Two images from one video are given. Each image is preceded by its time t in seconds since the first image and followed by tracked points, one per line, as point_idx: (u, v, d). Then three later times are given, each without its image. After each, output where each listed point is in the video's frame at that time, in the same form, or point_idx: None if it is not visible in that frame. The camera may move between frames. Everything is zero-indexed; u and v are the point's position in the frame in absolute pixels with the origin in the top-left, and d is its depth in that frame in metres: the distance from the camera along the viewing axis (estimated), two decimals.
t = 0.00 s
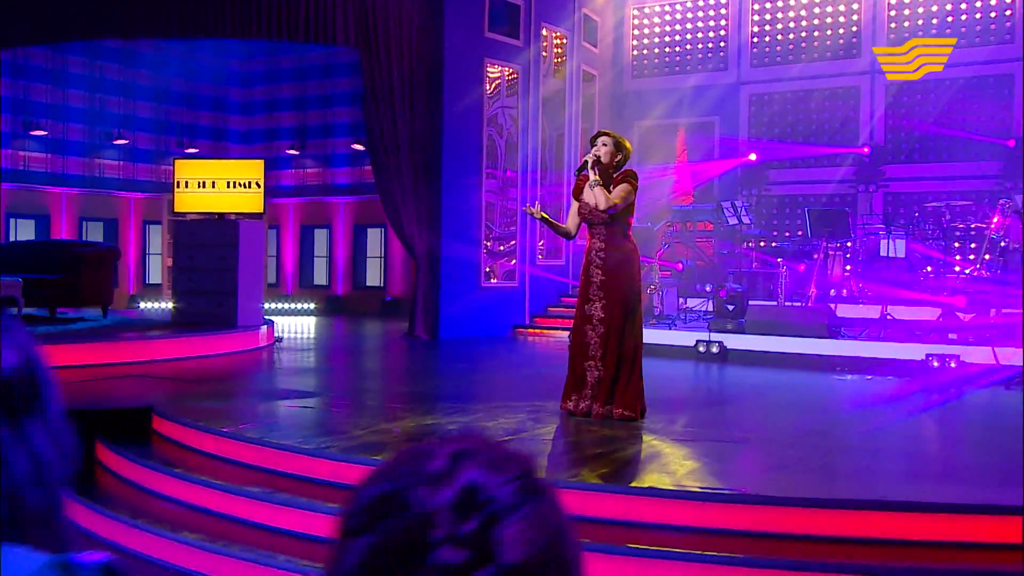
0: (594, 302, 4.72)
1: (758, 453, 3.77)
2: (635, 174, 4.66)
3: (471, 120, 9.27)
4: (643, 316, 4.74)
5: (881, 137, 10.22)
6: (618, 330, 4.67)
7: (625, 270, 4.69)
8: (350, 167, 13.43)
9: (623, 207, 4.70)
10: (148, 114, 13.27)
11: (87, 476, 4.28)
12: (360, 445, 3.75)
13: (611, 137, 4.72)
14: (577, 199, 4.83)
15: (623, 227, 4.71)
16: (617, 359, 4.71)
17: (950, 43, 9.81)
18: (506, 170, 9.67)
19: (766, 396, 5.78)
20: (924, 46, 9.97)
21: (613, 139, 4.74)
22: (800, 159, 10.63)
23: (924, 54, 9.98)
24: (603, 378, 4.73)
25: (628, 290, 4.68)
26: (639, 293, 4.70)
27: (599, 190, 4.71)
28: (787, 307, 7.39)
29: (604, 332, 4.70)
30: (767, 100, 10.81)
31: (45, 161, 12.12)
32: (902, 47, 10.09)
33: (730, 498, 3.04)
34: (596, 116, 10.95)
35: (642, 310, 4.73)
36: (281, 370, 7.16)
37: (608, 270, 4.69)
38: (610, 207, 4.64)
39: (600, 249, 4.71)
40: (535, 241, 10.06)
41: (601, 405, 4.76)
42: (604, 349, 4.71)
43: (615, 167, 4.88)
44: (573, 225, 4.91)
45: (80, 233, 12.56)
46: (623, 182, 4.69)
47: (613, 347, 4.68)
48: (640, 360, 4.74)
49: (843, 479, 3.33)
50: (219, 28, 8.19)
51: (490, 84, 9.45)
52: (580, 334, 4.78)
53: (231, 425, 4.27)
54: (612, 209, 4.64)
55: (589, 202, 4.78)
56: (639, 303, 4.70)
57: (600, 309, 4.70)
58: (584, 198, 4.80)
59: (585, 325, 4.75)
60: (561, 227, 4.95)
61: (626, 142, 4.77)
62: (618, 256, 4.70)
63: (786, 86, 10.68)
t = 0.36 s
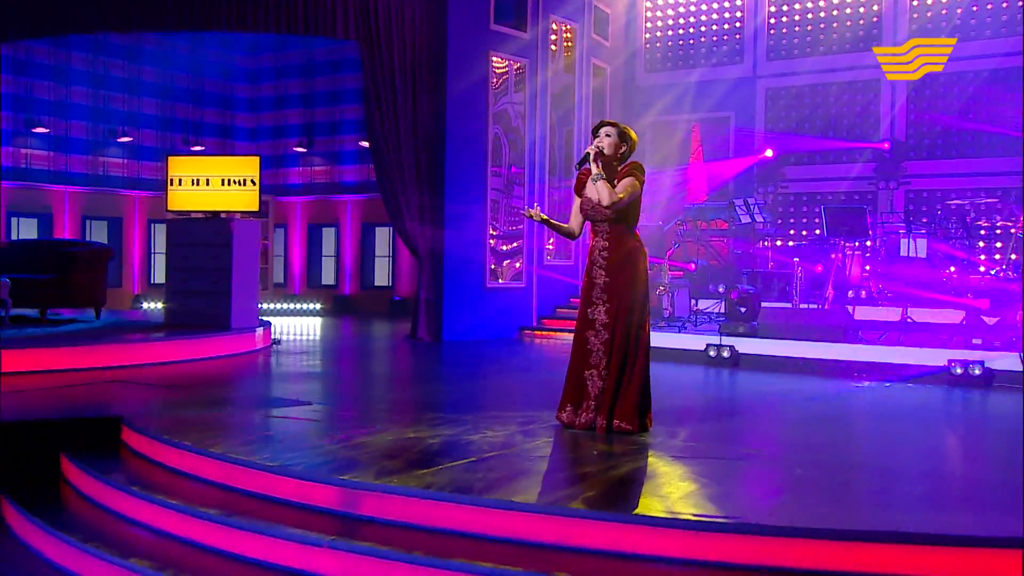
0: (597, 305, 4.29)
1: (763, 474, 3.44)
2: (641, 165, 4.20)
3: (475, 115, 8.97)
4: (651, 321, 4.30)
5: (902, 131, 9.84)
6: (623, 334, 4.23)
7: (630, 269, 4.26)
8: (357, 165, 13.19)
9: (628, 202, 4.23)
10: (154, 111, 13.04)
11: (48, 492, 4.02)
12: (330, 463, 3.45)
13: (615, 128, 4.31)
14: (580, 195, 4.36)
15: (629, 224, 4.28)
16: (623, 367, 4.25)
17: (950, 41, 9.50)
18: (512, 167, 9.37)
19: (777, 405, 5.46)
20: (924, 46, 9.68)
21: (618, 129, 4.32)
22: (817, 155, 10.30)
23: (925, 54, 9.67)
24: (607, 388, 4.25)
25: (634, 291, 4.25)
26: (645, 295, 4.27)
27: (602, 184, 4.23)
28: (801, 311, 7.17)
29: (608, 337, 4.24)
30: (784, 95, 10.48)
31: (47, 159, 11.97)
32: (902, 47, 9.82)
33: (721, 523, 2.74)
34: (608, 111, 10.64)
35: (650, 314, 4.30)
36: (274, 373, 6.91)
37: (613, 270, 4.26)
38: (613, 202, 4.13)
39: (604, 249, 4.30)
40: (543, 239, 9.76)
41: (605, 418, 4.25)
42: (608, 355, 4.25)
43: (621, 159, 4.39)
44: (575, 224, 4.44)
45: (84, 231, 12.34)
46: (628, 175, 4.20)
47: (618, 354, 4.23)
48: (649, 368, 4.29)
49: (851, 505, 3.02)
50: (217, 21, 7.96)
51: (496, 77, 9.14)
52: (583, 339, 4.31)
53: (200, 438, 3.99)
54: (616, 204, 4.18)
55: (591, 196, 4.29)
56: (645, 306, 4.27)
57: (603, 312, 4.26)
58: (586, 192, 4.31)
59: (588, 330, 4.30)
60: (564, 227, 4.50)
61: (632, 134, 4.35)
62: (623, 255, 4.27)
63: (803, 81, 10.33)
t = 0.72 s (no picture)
0: (586, 312, 3.92)
1: (760, 501, 3.13)
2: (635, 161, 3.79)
3: (471, 113, 8.64)
4: (645, 330, 3.91)
5: (915, 128, 9.50)
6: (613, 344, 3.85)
7: (622, 273, 3.87)
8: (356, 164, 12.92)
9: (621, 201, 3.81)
10: (149, 110, 12.71)
11: None
12: (286, 487, 3.15)
13: (605, 121, 3.88)
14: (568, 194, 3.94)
15: (622, 224, 3.88)
16: (613, 379, 3.87)
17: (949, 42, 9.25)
18: (511, 166, 9.07)
19: (782, 418, 5.14)
20: (924, 47, 9.39)
21: (608, 121, 3.89)
22: (827, 153, 9.98)
23: (925, 54, 9.39)
24: (596, 403, 3.86)
25: (625, 297, 3.87)
26: (639, 301, 3.88)
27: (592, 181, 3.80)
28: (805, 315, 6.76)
29: (597, 347, 3.86)
30: (792, 91, 10.15)
31: (38, 158, 11.72)
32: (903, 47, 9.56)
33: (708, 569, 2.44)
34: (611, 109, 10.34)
35: (645, 322, 3.90)
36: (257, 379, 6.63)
37: (602, 274, 3.88)
38: (605, 202, 3.73)
39: (594, 251, 3.92)
40: (542, 240, 9.46)
41: (593, 435, 3.84)
42: (597, 368, 3.87)
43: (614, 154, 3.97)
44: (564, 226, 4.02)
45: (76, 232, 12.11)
46: (621, 172, 3.79)
47: (607, 365, 3.85)
48: (643, 382, 3.89)
49: (856, 539, 2.71)
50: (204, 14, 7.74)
51: (494, 73, 8.82)
52: (571, 350, 3.94)
53: (155, 457, 3.69)
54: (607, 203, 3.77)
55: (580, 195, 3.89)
56: (639, 313, 3.88)
57: (592, 320, 3.88)
58: (575, 191, 3.91)
59: (576, 340, 3.93)
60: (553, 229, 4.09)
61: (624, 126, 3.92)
62: (615, 258, 3.89)
63: (812, 77, 10.01)
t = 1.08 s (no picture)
0: (574, 326, 3.56)
1: (762, 539, 2.80)
2: (627, 164, 3.41)
3: (465, 111, 8.32)
4: (638, 345, 3.56)
5: (926, 128, 9.16)
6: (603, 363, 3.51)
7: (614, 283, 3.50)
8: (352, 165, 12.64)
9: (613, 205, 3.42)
10: (141, 110, 12.36)
11: None
12: (236, 522, 2.83)
13: (593, 118, 3.46)
14: (557, 197, 3.57)
15: (614, 230, 3.51)
16: (602, 401, 3.53)
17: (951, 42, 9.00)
18: (507, 167, 8.75)
19: (787, 437, 4.80)
20: (924, 47, 9.20)
21: (598, 119, 3.47)
22: (835, 154, 9.63)
23: (925, 55, 9.21)
24: (584, 425, 3.52)
25: (617, 310, 3.51)
26: (631, 315, 3.53)
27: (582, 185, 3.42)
28: (812, 325, 6.33)
29: (586, 365, 3.51)
30: (799, 89, 9.81)
31: (26, 159, 11.42)
32: (902, 47, 9.34)
33: None
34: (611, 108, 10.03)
35: (638, 337, 3.56)
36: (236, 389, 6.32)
37: (592, 285, 3.51)
38: (595, 208, 3.34)
39: (583, 259, 3.54)
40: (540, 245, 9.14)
41: (579, 461, 3.51)
42: (586, 387, 3.53)
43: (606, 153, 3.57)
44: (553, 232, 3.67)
45: (66, 237, 11.88)
46: (612, 174, 3.40)
47: (596, 385, 3.50)
48: (635, 402, 3.55)
49: None
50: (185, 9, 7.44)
51: (490, 71, 8.50)
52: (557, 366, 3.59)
53: (103, 483, 3.38)
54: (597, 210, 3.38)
55: (570, 199, 3.50)
56: (631, 328, 3.53)
57: (580, 335, 3.53)
58: (564, 195, 3.52)
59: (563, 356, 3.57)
60: (541, 235, 3.72)
61: (615, 122, 3.49)
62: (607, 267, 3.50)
63: (819, 75, 9.68)
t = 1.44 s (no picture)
0: (566, 344, 3.21)
1: None
2: (624, 167, 3.08)
3: (461, 112, 8.01)
4: (636, 364, 3.24)
5: (940, 129, 8.82)
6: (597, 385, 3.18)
7: (610, 298, 3.16)
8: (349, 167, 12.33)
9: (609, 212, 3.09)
10: (132, 111, 12.04)
11: None
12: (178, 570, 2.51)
13: (586, 116, 3.12)
14: (547, 201, 3.23)
15: (610, 238, 3.17)
16: (597, 427, 3.19)
17: (950, 42, 8.74)
18: (504, 170, 8.44)
19: (797, 462, 4.47)
20: (925, 47, 8.90)
21: (591, 117, 3.14)
22: (845, 156, 9.30)
23: (925, 54, 8.91)
24: (575, 455, 3.18)
25: (614, 327, 3.17)
26: (629, 333, 3.20)
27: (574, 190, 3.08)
28: (823, 335, 5.99)
29: (579, 388, 3.17)
30: (808, 89, 9.47)
31: (13, 162, 11.14)
32: (902, 47, 9.05)
33: None
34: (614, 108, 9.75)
35: (636, 356, 3.23)
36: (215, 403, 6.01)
37: (586, 300, 3.17)
38: (591, 215, 3.01)
39: (577, 270, 3.20)
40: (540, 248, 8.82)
41: (570, 493, 3.18)
42: (578, 413, 3.18)
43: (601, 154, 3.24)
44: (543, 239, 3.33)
45: (54, 240, 11.56)
46: (608, 178, 3.07)
47: (591, 410, 3.17)
48: (632, 428, 3.22)
49: None
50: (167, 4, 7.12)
51: (487, 70, 8.19)
52: (547, 388, 3.25)
53: (43, 518, 3.06)
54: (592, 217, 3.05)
55: (562, 204, 3.17)
56: (629, 346, 3.20)
57: (573, 355, 3.19)
58: (556, 200, 3.19)
59: (554, 377, 3.23)
60: (526, 242, 3.38)
61: (610, 120, 3.16)
62: (603, 280, 3.16)
63: (829, 74, 9.33)
